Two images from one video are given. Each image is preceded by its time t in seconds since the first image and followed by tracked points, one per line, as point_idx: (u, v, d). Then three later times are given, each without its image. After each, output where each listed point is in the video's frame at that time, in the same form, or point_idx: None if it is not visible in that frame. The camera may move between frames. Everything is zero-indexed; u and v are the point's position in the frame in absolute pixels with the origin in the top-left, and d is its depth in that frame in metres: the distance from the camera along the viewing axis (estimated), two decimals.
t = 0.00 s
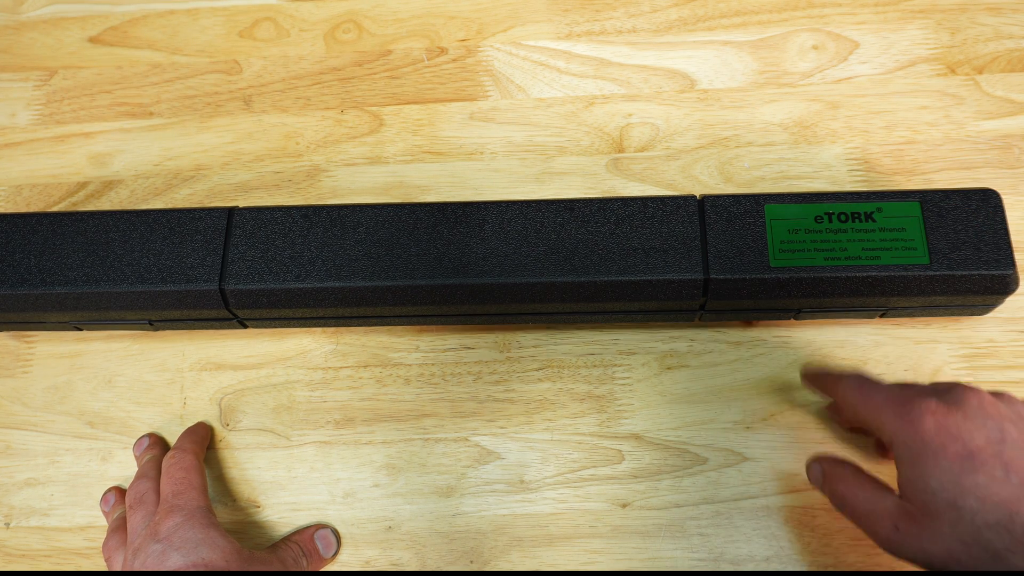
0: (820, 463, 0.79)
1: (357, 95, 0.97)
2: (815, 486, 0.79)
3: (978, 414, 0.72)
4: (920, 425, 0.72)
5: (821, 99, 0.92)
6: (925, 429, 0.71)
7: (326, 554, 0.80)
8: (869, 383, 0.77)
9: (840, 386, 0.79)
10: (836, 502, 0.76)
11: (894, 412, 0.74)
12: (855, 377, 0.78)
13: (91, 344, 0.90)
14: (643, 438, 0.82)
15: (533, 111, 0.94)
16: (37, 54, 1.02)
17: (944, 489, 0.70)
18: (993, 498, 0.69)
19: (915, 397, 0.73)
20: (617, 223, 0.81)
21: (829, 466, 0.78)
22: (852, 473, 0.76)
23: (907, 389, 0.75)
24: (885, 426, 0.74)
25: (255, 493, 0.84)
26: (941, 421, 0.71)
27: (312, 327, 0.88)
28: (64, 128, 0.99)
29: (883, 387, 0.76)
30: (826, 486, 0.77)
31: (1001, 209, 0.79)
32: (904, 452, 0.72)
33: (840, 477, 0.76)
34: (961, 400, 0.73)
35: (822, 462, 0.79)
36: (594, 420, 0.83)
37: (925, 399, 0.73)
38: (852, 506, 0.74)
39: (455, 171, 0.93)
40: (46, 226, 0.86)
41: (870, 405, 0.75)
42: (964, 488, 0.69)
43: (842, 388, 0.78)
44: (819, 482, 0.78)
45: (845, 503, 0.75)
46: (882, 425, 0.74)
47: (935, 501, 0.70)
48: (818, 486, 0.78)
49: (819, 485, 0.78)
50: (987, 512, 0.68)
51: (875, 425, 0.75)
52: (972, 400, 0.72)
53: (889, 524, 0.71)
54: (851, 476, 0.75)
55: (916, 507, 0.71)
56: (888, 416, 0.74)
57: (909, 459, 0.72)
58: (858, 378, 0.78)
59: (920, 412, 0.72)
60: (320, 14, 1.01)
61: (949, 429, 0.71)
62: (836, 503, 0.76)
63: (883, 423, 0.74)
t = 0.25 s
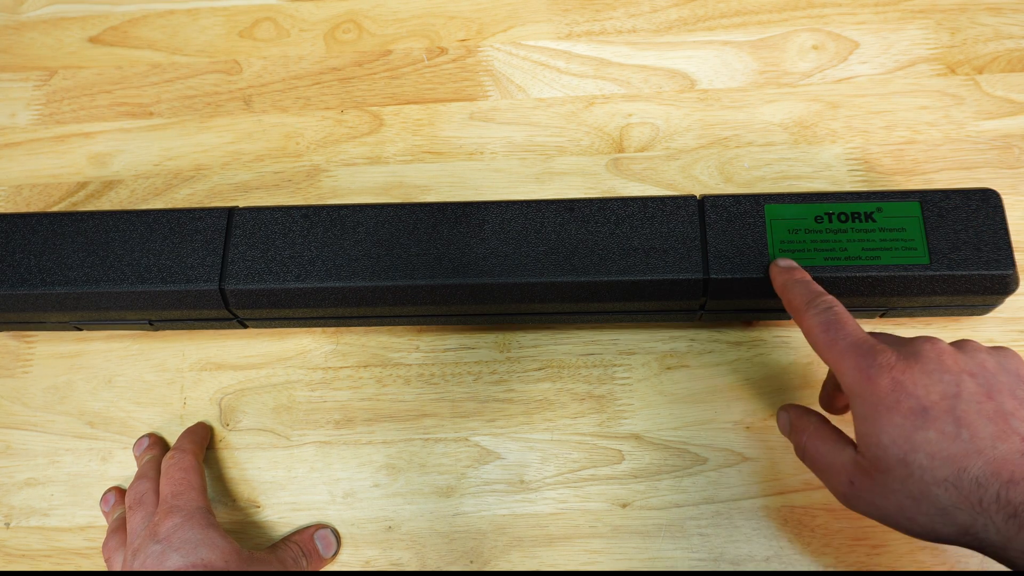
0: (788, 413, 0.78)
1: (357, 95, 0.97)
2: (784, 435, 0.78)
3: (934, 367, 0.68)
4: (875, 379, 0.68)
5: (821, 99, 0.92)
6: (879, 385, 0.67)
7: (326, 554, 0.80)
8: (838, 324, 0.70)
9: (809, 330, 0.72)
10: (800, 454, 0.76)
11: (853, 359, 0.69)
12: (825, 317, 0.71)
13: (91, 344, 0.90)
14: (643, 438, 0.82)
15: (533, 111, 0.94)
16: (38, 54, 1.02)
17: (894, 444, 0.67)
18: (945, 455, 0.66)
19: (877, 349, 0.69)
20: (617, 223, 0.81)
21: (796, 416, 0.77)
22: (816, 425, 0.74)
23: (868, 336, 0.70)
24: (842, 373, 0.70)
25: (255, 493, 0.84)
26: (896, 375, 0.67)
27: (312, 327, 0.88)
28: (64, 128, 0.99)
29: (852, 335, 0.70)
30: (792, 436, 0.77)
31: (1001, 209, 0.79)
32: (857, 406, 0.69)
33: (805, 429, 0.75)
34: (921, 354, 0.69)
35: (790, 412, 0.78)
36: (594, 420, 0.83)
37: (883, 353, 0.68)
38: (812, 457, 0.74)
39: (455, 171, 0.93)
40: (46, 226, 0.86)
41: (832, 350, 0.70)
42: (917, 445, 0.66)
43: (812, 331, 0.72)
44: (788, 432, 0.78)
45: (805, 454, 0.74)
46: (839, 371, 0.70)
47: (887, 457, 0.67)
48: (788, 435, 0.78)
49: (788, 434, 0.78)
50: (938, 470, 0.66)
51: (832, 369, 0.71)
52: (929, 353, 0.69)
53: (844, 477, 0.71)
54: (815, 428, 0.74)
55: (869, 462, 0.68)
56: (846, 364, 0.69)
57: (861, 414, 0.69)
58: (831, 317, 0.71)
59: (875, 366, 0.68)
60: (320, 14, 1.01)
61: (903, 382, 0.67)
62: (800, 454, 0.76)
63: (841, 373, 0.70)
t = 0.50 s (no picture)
0: (783, 416, 0.78)
1: (357, 95, 0.97)
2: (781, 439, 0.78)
3: (932, 366, 0.69)
4: (873, 379, 0.68)
5: (821, 99, 0.92)
6: (876, 384, 0.68)
7: (326, 554, 0.80)
8: (836, 324, 0.71)
9: (807, 331, 0.72)
10: (797, 457, 0.75)
11: (851, 359, 0.69)
12: (823, 317, 0.71)
13: (91, 344, 0.91)
14: (643, 438, 0.82)
15: (533, 111, 0.94)
16: (38, 54, 1.02)
17: (891, 443, 0.67)
18: (942, 454, 0.66)
19: (874, 349, 0.69)
20: (617, 223, 0.81)
21: (792, 419, 0.77)
22: (812, 427, 0.74)
23: (866, 337, 0.71)
24: (840, 373, 0.70)
25: (255, 493, 0.84)
26: (893, 375, 0.68)
27: (312, 327, 0.88)
28: (64, 128, 0.99)
29: (850, 336, 0.70)
30: (788, 439, 0.76)
31: (1001, 208, 0.79)
32: (855, 406, 0.69)
33: (801, 432, 0.75)
34: (917, 355, 0.69)
35: (786, 415, 0.78)
36: (594, 420, 0.83)
37: (880, 352, 0.69)
38: (808, 459, 0.73)
39: (455, 171, 0.93)
40: (46, 226, 0.86)
41: (830, 349, 0.71)
42: (914, 444, 0.66)
43: (809, 332, 0.72)
44: (784, 436, 0.77)
45: (802, 456, 0.74)
46: (837, 371, 0.71)
47: (884, 457, 0.67)
48: (783, 438, 0.78)
49: (784, 437, 0.78)
50: (935, 469, 0.66)
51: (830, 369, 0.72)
52: (927, 354, 0.69)
53: (841, 479, 0.70)
54: (812, 431, 0.74)
55: (866, 463, 0.68)
56: (843, 364, 0.70)
57: (858, 413, 0.69)
58: (830, 316, 0.71)
59: (873, 365, 0.69)
60: (320, 14, 1.01)
61: (901, 382, 0.68)
62: (797, 457, 0.75)
63: (838, 373, 0.71)
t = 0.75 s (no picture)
0: (789, 426, 0.78)
1: (357, 95, 0.97)
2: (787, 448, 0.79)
3: (933, 375, 0.68)
4: (874, 389, 0.68)
5: (821, 99, 0.92)
6: (876, 393, 0.68)
7: (326, 554, 0.80)
8: (840, 332, 0.70)
9: (812, 337, 0.72)
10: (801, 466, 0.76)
11: (853, 368, 0.69)
12: (827, 324, 0.71)
13: (91, 344, 0.90)
14: (643, 438, 0.82)
15: (533, 111, 0.94)
16: (38, 54, 1.02)
17: (890, 452, 0.67)
18: (942, 463, 0.66)
19: (877, 358, 0.69)
20: (617, 223, 0.81)
21: (798, 429, 0.78)
22: (817, 436, 0.75)
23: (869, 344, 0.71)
24: (843, 382, 0.70)
25: (255, 494, 0.84)
26: (894, 385, 0.68)
27: (312, 327, 0.88)
28: (64, 128, 0.99)
29: (853, 343, 0.70)
30: (794, 448, 0.77)
31: (1001, 209, 0.79)
32: (856, 414, 0.69)
33: (806, 440, 0.75)
34: (920, 364, 0.69)
35: (792, 425, 0.78)
36: (594, 420, 0.83)
37: (882, 361, 0.69)
38: (811, 468, 0.74)
39: (455, 171, 0.93)
40: (46, 226, 0.86)
41: (833, 357, 0.71)
42: (913, 454, 0.66)
43: (814, 338, 0.72)
44: (790, 445, 0.78)
45: (806, 465, 0.75)
46: (840, 379, 0.71)
47: (884, 465, 0.67)
48: (789, 447, 0.78)
49: (789, 446, 0.78)
50: (935, 479, 0.66)
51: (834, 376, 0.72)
52: (929, 363, 0.69)
53: (842, 487, 0.71)
54: (816, 440, 0.75)
55: (867, 471, 0.69)
56: (846, 372, 0.70)
57: (859, 422, 0.69)
58: (833, 323, 0.71)
59: (874, 374, 0.69)
60: (320, 14, 1.01)
61: (903, 392, 0.68)
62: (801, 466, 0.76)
63: (841, 381, 0.71)
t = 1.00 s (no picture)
0: (788, 421, 0.78)
1: (357, 95, 0.97)
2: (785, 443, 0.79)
3: (933, 372, 0.68)
4: (874, 385, 0.68)
5: (821, 99, 0.92)
6: (877, 389, 0.68)
7: (326, 554, 0.80)
8: (840, 328, 0.70)
9: (811, 333, 0.72)
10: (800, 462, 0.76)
11: (853, 364, 0.69)
12: (827, 321, 0.71)
13: (91, 344, 0.91)
14: (643, 438, 0.82)
15: (533, 111, 0.94)
16: (38, 54, 1.02)
17: (891, 448, 0.67)
18: (943, 460, 0.66)
19: (877, 354, 0.69)
20: (617, 223, 0.81)
21: (796, 424, 0.77)
22: (816, 432, 0.75)
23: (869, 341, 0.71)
24: (843, 378, 0.70)
25: (255, 494, 0.84)
26: (894, 381, 0.68)
27: (313, 327, 0.88)
28: (64, 128, 0.99)
29: (853, 340, 0.70)
30: (792, 444, 0.77)
31: (1001, 208, 0.79)
32: (856, 410, 0.69)
33: (805, 437, 0.75)
34: (920, 360, 0.69)
35: (790, 421, 0.78)
36: (594, 420, 0.83)
37: (882, 357, 0.69)
38: (811, 464, 0.74)
39: (455, 171, 0.93)
40: (46, 226, 0.86)
41: (833, 353, 0.71)
42: (914, 450, 0.66)
43: (814, 334, 0.72)
44: (788, 441, 0.78)
45: (805, 461, 0.75)
46: (840, 375, 0.71)
47: (884, 461, 0.67)
48: (787, 443, 0.78)
49: (788, 442, 0.78)
50: (935, 475, 0.66)
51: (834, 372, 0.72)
52: (930, 360, 0.69)
53: (842, 483, 0.71)
54: (815, 436, 0.75)
55: (867, 467, 0.69)
56: (846, 368, 0.70)
57: (859, 418, 0.69)
58: (833, 319, 0.71)
59: (874, 370, 0.68)
60: (320, 14, 1.01)
61: (903, 388, 0.67)
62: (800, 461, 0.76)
63: (841, 377, 0.70)
